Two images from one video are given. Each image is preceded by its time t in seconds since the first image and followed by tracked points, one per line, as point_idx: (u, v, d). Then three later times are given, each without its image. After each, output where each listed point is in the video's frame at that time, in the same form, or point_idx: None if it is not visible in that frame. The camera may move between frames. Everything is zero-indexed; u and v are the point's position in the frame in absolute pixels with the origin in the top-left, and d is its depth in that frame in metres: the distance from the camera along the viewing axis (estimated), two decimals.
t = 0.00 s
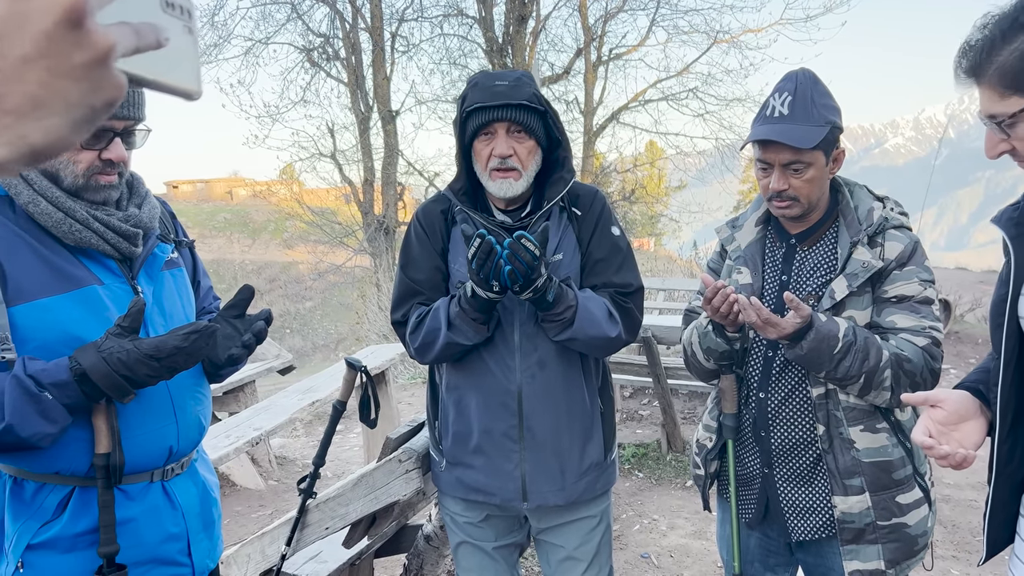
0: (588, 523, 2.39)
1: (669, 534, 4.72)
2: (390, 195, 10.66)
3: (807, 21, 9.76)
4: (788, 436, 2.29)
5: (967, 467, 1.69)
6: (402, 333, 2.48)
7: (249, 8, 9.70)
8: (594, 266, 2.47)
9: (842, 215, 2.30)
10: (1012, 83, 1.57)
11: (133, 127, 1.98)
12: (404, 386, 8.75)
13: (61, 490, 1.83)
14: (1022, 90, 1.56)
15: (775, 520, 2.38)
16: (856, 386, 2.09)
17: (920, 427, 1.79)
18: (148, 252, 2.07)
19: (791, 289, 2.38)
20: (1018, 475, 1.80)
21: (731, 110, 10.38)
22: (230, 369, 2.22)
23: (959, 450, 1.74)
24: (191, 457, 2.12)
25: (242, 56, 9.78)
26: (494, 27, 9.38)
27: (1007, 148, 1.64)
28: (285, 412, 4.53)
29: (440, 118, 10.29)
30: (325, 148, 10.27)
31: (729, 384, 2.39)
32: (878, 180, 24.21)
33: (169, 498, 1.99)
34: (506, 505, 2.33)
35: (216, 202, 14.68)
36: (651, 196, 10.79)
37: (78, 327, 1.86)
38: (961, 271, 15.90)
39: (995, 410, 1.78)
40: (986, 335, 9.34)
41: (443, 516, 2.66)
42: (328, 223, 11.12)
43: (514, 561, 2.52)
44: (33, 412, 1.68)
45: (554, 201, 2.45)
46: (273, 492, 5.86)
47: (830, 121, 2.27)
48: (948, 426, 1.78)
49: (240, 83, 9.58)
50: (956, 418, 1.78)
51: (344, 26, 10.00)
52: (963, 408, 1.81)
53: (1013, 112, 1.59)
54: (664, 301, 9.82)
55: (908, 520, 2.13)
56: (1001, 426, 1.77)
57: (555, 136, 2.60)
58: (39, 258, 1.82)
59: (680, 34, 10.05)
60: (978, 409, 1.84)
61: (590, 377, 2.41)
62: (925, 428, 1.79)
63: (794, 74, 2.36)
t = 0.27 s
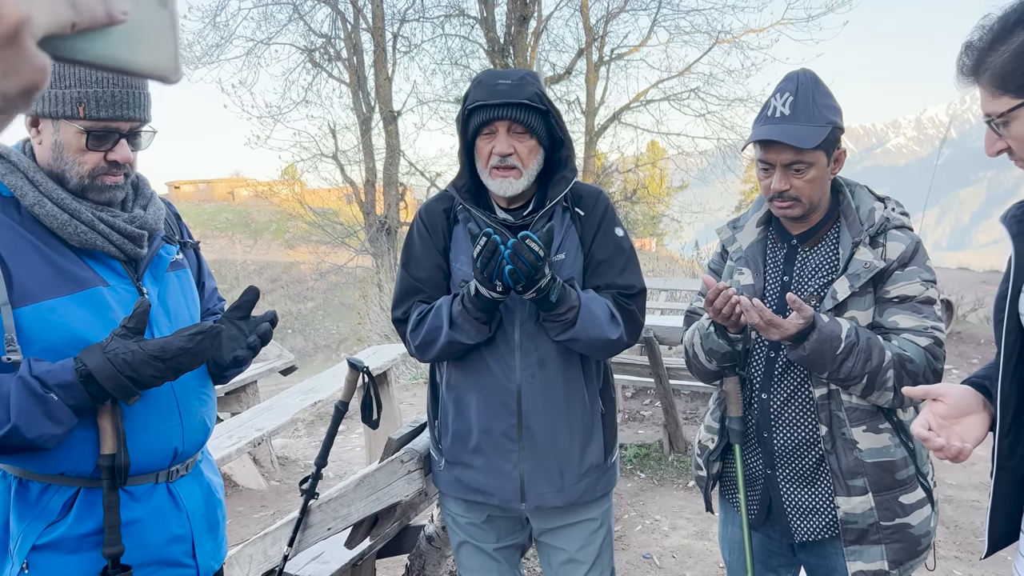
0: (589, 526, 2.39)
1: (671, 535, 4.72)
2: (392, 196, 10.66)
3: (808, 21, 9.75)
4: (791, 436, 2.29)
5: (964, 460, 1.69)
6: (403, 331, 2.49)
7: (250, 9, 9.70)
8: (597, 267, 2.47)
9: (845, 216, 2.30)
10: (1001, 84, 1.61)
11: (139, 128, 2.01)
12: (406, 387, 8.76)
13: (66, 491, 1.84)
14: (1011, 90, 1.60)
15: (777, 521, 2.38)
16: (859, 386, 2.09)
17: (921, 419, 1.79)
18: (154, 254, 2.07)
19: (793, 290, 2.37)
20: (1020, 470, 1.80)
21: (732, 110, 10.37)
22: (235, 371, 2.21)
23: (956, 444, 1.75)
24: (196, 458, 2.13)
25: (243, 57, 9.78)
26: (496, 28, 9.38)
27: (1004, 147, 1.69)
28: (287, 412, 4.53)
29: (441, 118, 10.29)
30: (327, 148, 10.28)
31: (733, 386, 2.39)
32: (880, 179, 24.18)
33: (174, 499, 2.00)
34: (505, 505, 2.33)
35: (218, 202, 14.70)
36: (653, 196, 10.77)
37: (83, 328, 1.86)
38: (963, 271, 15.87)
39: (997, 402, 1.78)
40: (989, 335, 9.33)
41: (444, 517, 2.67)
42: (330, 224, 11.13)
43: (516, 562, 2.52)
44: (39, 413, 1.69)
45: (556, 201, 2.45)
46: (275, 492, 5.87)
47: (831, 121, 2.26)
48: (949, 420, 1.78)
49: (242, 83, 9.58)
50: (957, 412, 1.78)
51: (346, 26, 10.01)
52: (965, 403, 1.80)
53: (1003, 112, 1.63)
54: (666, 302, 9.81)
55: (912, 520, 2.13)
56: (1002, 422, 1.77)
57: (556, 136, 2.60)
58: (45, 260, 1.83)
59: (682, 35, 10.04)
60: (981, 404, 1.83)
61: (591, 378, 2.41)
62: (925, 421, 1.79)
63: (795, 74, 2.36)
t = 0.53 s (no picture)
0: (586, 530, 2.38)
1: (672, 535, 4.72)
2: (392, 196, 10.66)
3: (809, 21, 9.75)
4: (791, 437, 2.29)
5: (960, 457, 1.70)
6: (400, 328, 2.49)
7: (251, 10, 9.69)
8: (595, 268, 2.46)
9: (845, 216, 2.29)
10: (999, 81, 1.61)
11: (142, 129, 2.01)
12: (407, 387, 8.75)
13: (68, 492, 1.84)
14: (1010, 88, 1.60)
15: (778, 521, 2.38)
16: (861, 387, 2.08)
17: (921, 416, 1.79)
18: (156, 255, 2.07)
19: (794, 291, 2.37)
20: (1021, 468, 1.79)
21: (733, 111, 10.36)
22: (236, 372, 2.22)
23: (954, 441, 1.75)
24: (198, 460, 2.13)
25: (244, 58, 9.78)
26: (497, 28, 9.37)
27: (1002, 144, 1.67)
28: (287, 413, 4.53)
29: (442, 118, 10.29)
30: (327, 148, 10.28)
31: (735, 388, 2.38)
32: (881, 180, 24.17)
33: (176, 500, 2.00)
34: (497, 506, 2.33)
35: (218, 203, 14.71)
36: (653, 196, 10.76)
37: (84, 329, 1.86)
38: (963, 271, 15.87)
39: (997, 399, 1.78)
40: (989, 336, 9.31)
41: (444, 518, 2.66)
42: (331, 224, 11.12)
43: (515, 563, 2.52)
44: (40, 414, 1.69)
45: (554, 202, 2.47)
46: (276, 493, 5.86)
47: (831, 122, 2.26)
48: (949, 418, 1.78)
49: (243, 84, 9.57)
50: (959, 410, 1.78)
51: (346, 27, 10.01)
52: (967, 401, 1.80)
53: (1001, 109, 1.62)
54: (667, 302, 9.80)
55: (913, 521, 2.13)
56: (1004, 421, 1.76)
57: (556, 137, 2.58)
58: (47, 261, 1.83)
59: (682, 35, 10.04)
60: (983, 402, 1.83)
61: (587, 381, 2.39)
62: (925, 419, 1.78)
63: (796, 75, 2.35)
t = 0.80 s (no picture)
0: (588, 530, 2.38)
1: (672, 536, 4.72)
2: (392, 196, 10.65)
3: (809, 22, 9.76)
4: (791, 438, 2.29)
5: (961, 457, 1.69)
6: (400, 333, 2.49)
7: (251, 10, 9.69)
8: (594, 269, 2.46)
9: (847, 217, 2.30)
10: (998, 83, 1.61)
11: (143, 130, 2.01)
12: (407, 388, 8.75)
13: (69, 493, 1.84)
14: (1009, 89, 1.60)
15: (779, 522, 2.38)
16: (862, 388, 2.08)
17: (920, 418, 1.79)
18: (156, 255, 2.07)
19: (795, 292, 2.37)
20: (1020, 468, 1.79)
21: (733, 111, 10.36)
22: (237, 373, 2.22)
23: (954, 442, 1.74)
24: (199, 460, 2.12)
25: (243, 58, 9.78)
26: (496, 29, 9.37)
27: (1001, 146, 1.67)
28: (288, 413, 4.53)
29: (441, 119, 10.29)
30: (327, 149, 10.28)
31: (735, 388, 2.38)
32: (881, 180, 24.18)
33: (176, 501, 2.00)
34: (500, 508, 2.33)
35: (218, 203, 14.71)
36: (653, 196, 10.75)
37: (85, 330, 1.85)
38: (963, 272, 15.88)
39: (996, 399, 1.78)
40: (989, 336, 9.31)
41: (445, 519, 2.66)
42: (331, 225, 11.12)
43: (516, 565, 2.52)
44: (41, 414, 1.69)
45: (555, 204, 2.45)
46: (276, 493, 5.86)
47: (834, 123, 2.26)
48: (949, 419, 1.78)
49: (243, 85, 9.57)
50: (958, 411, 1.78)
51: (346, 27, 10.02)
52: (966, 402, 1.80)
53: (1001, 111, 1.62)
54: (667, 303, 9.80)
55: (914, 522, 2.13)
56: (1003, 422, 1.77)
57: (555, 142, 2.57)
58: (48, 261, 1.83)
59: (682, 36, 10.04)
60: (982, 403, 1.83)
61: (587, 382, 2.39)
62: (925, 420, 1.78)
63: (798, 75, 2.35)
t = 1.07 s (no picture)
0: (588, 530, 2.38)
1: (671, 537, 4.71)
2: (391, 197, 10.63)
3: (807, 23, 9.77)
4: (791, 439, 2.28)
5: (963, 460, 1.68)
6: (399, 336, 2.48)
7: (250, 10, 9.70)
8: (592, 268, 2.46)
9: (847, 217, 2.29)
10: (993, 91, 1.62)
11: (140, 131, 2.00)
12: (406, 389, 8.75)
13: (65, 494, 1.83)
14: (1004, 97, 1.60)
15: (778, 523, 2.38)
16: (862, 389, 2.08)
17: (919, 421, 1.78)
18: (153, 256, 2.06)
19: (795, 292, 2.37)
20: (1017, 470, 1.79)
21: (731, 112, 10.37)
22: (234, 373, 2.21)
23: (954, 446, 1.74)
24: (196, 461, 2.12)
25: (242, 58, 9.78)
26: (496, 29, 9.37)
27: (998, 156, 1.66)
28: (286, 414, 4.52)
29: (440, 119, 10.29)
30: (326, 150, 10.27)
31: (733, 388, 2.38)
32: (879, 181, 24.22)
33: (173, 502, 1.99)
34: (503, 509, 2.33)
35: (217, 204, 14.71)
36: (652, 197, 10.73)
37: (82, 331, 1.85)
38: (961, 272, 15.90)
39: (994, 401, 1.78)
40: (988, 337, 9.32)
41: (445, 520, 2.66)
42: (330, 225, 11.11)
43: (515, 565, 2.51)
44: (38, 415, 1.68)
45: (552, 205, 2.45)
46: (275, 494, 5.85)
47: (834, 123, 2.26)
48: (947, 421, 1.77)
49: (242, 85, 9.56)
50: (955, 414, 1.78)
51: (345, 28, 10.02)
52: (963, 405, 1.80)
53: (998, 118, 1.62)
54: (666, 304, 9.80)
55: (914, 523, 2.12)
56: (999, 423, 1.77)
57: (553, 143, 2.56)
58: (45, 262, 1.83)
59: (681, 37, 10.04)
60: (979, 406, 1.83)
61: (588, 382, 2.39)
62: (923, 423, 1.78)
63: (798, 75, 2.35)
